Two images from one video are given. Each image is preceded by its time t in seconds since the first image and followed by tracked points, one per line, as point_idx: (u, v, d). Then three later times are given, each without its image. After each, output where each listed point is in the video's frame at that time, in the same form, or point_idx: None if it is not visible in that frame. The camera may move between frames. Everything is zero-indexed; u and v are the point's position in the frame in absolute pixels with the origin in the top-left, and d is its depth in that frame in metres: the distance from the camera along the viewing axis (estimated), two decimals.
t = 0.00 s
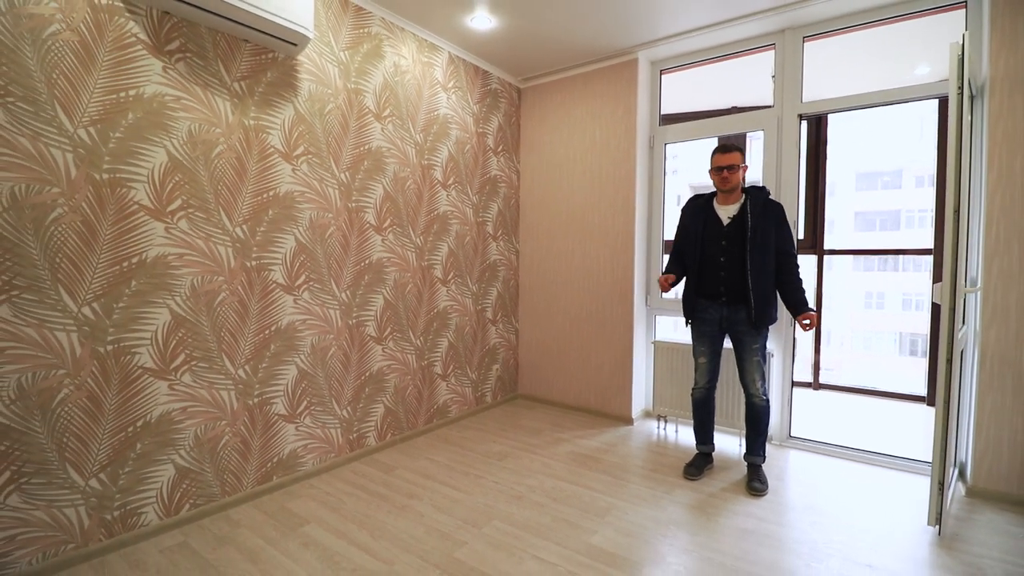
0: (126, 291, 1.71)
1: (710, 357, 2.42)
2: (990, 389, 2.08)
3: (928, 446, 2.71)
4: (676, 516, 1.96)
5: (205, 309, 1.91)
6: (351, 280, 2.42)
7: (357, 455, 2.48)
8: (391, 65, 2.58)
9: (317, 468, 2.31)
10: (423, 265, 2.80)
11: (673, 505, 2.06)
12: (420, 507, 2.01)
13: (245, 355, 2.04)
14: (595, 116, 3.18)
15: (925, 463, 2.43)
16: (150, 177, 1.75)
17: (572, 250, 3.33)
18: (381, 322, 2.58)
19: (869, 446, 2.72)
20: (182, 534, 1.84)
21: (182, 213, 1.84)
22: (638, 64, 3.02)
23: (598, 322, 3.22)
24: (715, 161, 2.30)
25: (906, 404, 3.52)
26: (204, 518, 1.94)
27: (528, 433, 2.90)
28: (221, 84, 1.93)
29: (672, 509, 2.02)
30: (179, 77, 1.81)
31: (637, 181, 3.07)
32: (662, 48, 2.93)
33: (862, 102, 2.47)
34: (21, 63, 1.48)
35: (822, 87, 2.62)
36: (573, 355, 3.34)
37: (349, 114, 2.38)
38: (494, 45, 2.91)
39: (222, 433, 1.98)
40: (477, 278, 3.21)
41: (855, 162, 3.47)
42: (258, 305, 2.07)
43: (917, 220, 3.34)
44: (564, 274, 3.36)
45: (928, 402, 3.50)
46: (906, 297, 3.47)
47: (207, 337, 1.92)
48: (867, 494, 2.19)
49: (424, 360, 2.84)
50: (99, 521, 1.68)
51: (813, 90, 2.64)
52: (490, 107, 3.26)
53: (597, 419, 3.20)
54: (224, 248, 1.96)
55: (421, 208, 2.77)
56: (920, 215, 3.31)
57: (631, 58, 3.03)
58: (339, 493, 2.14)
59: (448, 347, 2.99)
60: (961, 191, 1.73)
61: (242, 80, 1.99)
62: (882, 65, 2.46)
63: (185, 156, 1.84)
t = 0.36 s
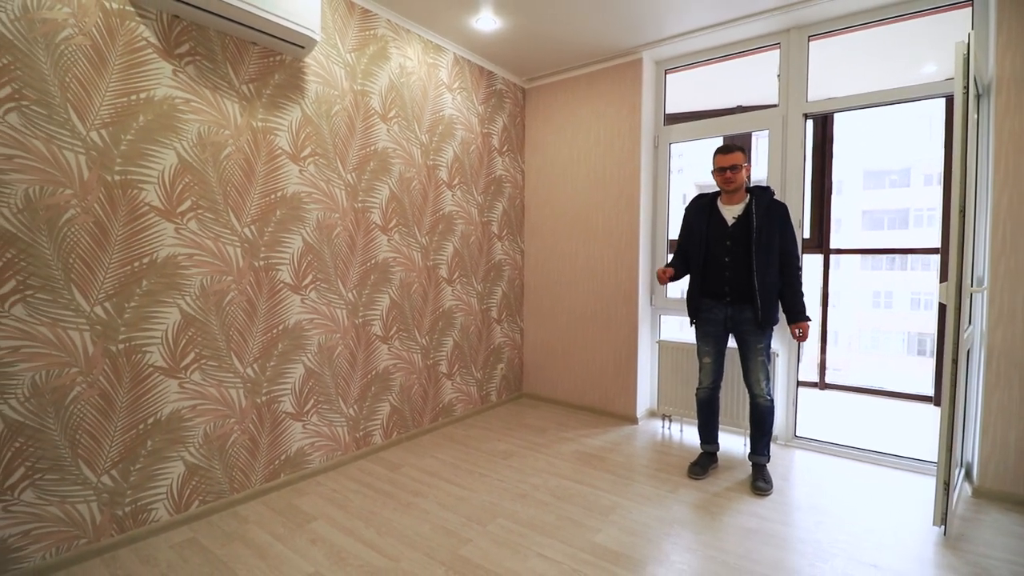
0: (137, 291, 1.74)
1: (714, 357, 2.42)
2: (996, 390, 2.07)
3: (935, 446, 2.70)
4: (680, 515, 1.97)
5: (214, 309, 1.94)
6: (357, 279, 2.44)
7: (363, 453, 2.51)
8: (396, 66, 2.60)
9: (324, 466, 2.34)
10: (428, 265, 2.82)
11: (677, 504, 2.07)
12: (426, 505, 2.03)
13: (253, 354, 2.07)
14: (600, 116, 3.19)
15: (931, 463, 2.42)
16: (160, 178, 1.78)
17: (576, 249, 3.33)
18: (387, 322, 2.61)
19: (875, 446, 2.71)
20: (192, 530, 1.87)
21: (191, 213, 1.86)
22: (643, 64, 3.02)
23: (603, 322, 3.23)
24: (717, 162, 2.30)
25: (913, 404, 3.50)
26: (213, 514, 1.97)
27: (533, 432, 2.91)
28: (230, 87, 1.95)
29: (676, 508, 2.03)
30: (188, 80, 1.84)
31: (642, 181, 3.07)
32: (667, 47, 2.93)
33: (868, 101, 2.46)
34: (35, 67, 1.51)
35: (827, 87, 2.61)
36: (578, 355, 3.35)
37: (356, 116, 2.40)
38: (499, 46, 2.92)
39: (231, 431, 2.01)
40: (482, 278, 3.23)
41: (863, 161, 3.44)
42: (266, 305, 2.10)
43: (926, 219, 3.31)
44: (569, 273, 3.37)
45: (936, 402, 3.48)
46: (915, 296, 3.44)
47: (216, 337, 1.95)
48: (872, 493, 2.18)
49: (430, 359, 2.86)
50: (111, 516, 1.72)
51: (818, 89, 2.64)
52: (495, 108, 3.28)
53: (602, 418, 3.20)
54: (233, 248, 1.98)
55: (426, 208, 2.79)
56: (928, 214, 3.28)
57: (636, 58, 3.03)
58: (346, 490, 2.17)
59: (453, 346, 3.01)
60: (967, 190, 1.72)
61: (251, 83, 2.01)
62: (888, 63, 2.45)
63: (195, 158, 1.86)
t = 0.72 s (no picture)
0: (147, 291, 1.76)
1: (721, 357, 2.41)
2: (1007, 392, 2.05)
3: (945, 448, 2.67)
4: (685, 516, 1.97)
5: (223, 308, 1.96)
6: (364, 279, 2.46)
7: (370, 452, 2.52)
8: (403, 67, 2.61)
9: (330, 464, 2.36)
10: (434, 265, 2.83)
11: (682, 504, 2.06)
12: (431, 504, 2.04)
13: (261, 353, 2.09)
14: (606, 116, 3.19)
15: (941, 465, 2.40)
16: (170, 180, 1.80)
17: (582, 249, 3.33)
18: (393, 321, 2.62)
19: (883, 447, 2.69)
20: (201, 527, 1.89)
21: (200, 214, 1.88)
22: (649, 64, 3.01)
23: (609, 322, 3.23)
24: (722, 161, 2.29)
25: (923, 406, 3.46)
26: (222, 512, 1.99)
27: (539, 432, 2.91)
28: (238, 89, 1.97)
29: (682, 508, 2.03)
30: (198, 83, 1.86)
31: (648, 181, 3.06)
32: (673, 47, 2.92)
33: (877, 100, 2.44)
34: (47, 71, 1.53)
35: (835, 86, 2.59)
36: (584, 354, 3.35)
37: (362, 117, 2.42)
38: (505, 47, 2.93)
39: (239, 430, 2.03)
40: (488, 278, 3.24)
41: (873, 159, 3.39)
42: (274, 305, 2.12)
43: (937, 218, 3.25)
44: (575, 273, 3.37)
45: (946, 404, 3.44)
46: (927, 296, 3.40)
47: (224, 336, 1.97)
48: (881, 495, 2.17)
49: (436, 359, 2.88)
50: (122, 513, 1.74)
51: (826, 89, 2.62)
52: (501, 108, 3.28)
53: (608, 418, 3.20)
54: (241, 249, 2.01)
55: (433, 209, 2.81)
56: (940, 213, 3.23)
57: (642, 58, 3.02)
58: (352, 489, 2.18)
59: (459, 346, 3.02)
60: (977, 189, 1.70)
61: (259, 85, 2.03)
62: (897, 62, 2.42)
63: (204, 159, 1.89)
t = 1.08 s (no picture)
0: (154, 292, 1.78)
1: (724, 358, 2.40)
2: (1015, 393, 2.02)
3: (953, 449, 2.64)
4: (689, 516, 1.96)
5: (228, 308, 1.98)
6: (368, 280, 2.47)
7: (374, 451, 2.54)
8: (407, 68, 2.62)
9: (335, 464, 2.37)
10: (438, 266, 2.84)
11: (686, 505, 2.06)
12: (434, 503, 2.05)
13: (266, 353, 2.10)
14: (610, 116, 3.18)
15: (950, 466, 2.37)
16: (176, 182, 1.82)
17: (586, 249, 3.33)
18: (398, 321, 2.63)
19: (891, 448, 2.66)
20: (206, 525, 1.91)
21: (206, 215, 1.90)
22: (654, 63, 3.00)
23: (613, 322, 3.22)
24: (722, 161, 2.28)
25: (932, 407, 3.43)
26: (227, 510, 2.01)
27: (543, 432, 2.91)
28: (244, 91, 1.99)
29: (685, 509, 2.02)
30: (203, 85, 1.88)
31: (653, 180, 3.06)
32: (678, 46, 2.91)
33: (885, 98, 2.41)
34: (55, 74, 1.55)
35: (841, 84, 2.57)
36: (588, 354, 3.35)
37: (367, 118, 2.43)
38: (509, 47, 2.93)
39: (244, 429, 2.05)
40: (493, 278, 3.24)
41: (883, 157, 3.37)
42: (279, 305, 2.13)
43: (948, 216, 3.19)
44: (579, 273, 3.37)
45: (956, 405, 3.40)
46: (937, 296, 3.37)
47: (230, 336, 1.99)
48: (888, 496, 2.15)
49: (440, 359, 2.88)
50: (129, 511, 1.76)
51: (832, 87, 2.60)
52: (505, 108, 3.28)
53: (612, 419, 3.19)
54: (247, 249, 2.02)
55: (437, 209, 2.81)
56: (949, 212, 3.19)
57: (647, 57, 3.01)
58: (357, 488, 2.19)
59: (463, 346, 3.03)
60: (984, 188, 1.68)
61: (264, 86, 2.05)
62: (904, 60, 2.40)
63: (209, 161, 1.90)
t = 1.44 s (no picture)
0: (157, 292, 1.79)
1: (725, 358, 2.39)
2: (1020, 395, 2.00)
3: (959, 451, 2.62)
4: (690, 517, 1.95)
5: (231, 308, 1.99)
6: (370, 280, 2.48)
7: (376, 451, 2.54)
8: (409, 69, 2.63)
9: (337, 463, 2.38)
10: (440, 266, 2.84)
11: (688, 505, 2.05)
12: (436, 503, 2.05)
13: (268, 352, 2.11)
14: (613, 115, 3.17)
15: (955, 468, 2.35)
16: (180, 182, 1.83)
17: (589, 249, 3.33)
18: (400, 321, 2.64)
19: (896, 449, 2.64)
20: (209, 523, 1.92)
21: (208, 215, 1.91)
22: (656, 63, 3.00)
23: (616, 321, 3.21)
24: (722, 162, 2.27)
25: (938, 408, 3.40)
26: (229, 509, 2.02)
27: (545, 432, 2.91)
28: (246, 91, 2.00)
29: (686, 509, 2.01)
30: (206, 86, 1.89)
31: (655, 180, 3.05)
32: (680, 46, 2.91)
33: (890, 97, 2.39)
34: (59, 76, 1.57)
35: (845, 84, 2.55)
36: (591, 354, 3.34)
37: (369, 119, 2.44)
38: (511, 47, 2.93)
39: (247, 428, 2.06)
40: (495, 278, 3.24)
41: (889, 156, 3.36)
42: (281, 304, 2.14)
43: (954, 216, 3.18)
44: (581, 273, 3.37)
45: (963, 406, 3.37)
46: (944, 296, 3.34)
47: (232, 336, 2.00)
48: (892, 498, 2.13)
49: (442, 359, 2.89)
50: (132, 509, 1.77)
51: (835, 87, 2.58)
52: (508, 108, 3.29)
53: (614, 419, 3.19)
54: (249, 249, 2.03)
55: (439, 209, 2.82)
56: (955, 212, 3.16)
57: (649, 57, 3.00)
58: (358, 487, 2.20)
59: (465, 345, 3.03)
60: (988, 189, 1.66)
61: (266, 87, 2.06)
62: (908, 59, 2.38)
63: (212, 161, 1.91)
